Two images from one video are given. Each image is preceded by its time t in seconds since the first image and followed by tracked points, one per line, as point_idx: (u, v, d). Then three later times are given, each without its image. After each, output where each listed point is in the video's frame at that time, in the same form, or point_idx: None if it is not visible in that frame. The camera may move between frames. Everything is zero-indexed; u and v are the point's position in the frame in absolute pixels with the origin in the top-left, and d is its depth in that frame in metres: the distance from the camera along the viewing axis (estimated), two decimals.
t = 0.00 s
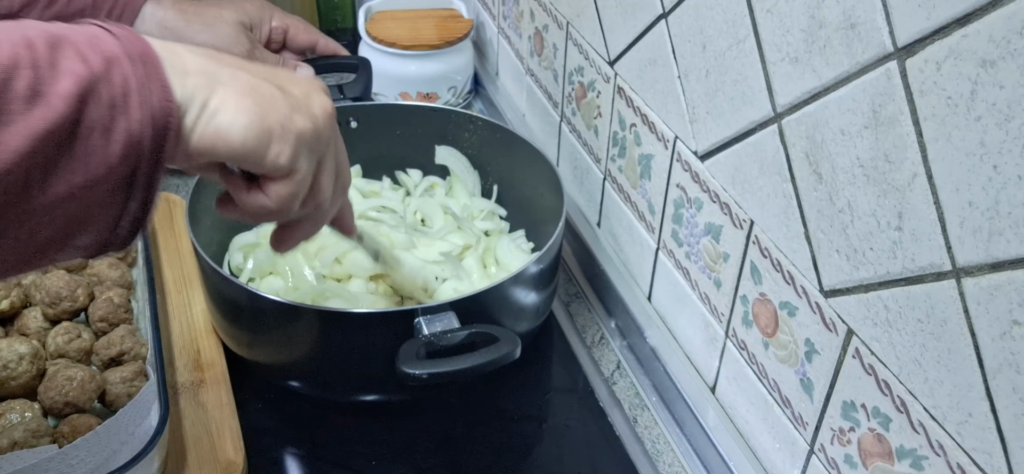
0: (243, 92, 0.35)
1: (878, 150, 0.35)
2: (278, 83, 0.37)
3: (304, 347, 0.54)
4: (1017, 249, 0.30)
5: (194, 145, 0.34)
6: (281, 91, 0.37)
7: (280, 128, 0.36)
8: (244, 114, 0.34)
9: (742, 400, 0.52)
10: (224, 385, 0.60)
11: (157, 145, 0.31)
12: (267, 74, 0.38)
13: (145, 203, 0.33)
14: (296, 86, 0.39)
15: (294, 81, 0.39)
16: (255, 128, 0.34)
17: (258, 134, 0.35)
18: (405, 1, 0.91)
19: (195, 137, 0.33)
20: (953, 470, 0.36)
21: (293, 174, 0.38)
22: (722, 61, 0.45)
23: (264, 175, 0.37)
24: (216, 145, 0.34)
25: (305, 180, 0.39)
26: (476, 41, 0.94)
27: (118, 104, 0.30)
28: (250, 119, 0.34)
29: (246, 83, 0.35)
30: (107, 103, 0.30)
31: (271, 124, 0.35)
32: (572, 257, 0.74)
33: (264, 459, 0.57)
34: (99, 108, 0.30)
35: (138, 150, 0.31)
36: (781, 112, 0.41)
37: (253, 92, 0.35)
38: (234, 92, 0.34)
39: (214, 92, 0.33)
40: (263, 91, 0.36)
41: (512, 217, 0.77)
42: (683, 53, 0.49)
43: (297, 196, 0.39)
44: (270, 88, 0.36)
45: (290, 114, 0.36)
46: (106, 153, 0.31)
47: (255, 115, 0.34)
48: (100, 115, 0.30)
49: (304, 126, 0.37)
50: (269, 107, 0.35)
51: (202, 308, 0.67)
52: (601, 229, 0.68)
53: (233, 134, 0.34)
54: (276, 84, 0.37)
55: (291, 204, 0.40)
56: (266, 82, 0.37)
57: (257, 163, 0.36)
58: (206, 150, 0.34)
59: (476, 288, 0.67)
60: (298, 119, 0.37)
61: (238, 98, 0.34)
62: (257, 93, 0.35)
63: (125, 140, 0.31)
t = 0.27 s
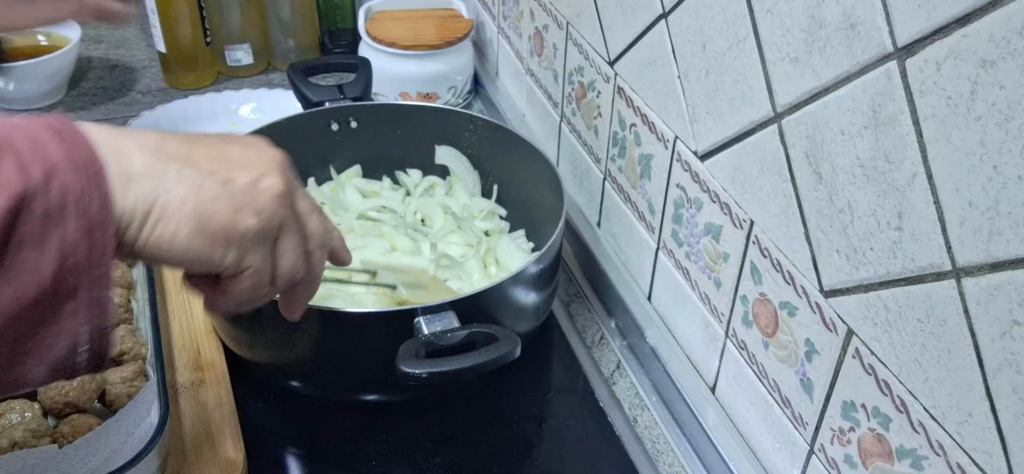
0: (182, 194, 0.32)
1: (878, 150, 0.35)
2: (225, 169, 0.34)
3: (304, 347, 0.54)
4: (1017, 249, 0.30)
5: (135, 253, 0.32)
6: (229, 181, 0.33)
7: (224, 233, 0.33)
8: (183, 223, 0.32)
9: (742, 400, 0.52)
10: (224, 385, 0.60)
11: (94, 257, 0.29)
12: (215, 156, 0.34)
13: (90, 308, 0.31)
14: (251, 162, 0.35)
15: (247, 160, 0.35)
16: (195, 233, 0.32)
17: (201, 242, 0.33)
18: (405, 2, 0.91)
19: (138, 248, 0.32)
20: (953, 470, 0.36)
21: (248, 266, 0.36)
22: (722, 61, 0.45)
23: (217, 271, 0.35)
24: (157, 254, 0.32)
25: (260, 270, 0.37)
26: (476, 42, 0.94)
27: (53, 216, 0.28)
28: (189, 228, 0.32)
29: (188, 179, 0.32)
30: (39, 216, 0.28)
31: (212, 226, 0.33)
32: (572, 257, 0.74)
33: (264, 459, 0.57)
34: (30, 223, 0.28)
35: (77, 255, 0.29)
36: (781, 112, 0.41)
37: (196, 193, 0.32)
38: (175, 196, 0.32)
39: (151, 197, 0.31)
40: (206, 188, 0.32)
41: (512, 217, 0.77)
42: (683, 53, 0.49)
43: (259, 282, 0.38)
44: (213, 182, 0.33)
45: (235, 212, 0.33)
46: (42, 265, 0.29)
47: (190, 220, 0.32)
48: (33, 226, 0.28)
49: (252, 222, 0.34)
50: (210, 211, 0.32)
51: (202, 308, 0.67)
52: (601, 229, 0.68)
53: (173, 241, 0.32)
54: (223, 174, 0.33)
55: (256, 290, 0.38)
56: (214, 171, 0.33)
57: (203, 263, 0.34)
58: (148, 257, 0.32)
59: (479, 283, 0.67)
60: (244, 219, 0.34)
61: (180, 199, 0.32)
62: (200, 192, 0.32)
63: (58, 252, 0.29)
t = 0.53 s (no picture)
0: (124, 247, 0.35)
1: (878, 150, 0.35)
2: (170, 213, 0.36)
3: (304, 346, 0.53)
4: (1017, 249, 0.30)
5: (83, 300, 0.36)
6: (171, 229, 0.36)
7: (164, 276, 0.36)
8: (125, 273, 0.35)
9: (742, 400, 0.52)
10: (224, 385, 0.60)
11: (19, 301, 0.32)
12: (163, 198, 0.37)
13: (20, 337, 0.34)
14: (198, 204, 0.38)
15: (193, 198, 0.38)
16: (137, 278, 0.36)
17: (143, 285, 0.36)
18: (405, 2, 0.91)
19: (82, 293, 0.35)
20: (953, 470, 0.36)
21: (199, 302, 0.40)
22: (722, 61, 0.45)
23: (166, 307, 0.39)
24: (100, 299, 0.36)
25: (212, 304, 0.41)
26: (476, 42, 0.94)
27: None
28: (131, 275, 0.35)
29: (131, 231, 0.35)
30: None
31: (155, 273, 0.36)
32: (572, 257, 0.74)
33: (264, 459, 0.57)
34: None
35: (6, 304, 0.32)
36: (781, 112, 0.41)
37: (136, 244, 0.35)
38: (120, 246, 0.35)
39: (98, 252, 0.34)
40: (145, 238, 0.35)
41: (512, 217, 0.77)
42: (683, 53, 0.49)
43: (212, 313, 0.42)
44: (156, 230, 0.36)
45: (174, 259, 0.36)
46: None
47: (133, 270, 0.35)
48: None
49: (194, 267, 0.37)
50: (151, 260, 0.36)
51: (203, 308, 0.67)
52: (601, 229, 0.68)
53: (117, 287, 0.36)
54: (166, 218, 0.36)
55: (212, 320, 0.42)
56: (157, 217, 0.36)
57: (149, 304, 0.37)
58: (98, 301, 0.36)
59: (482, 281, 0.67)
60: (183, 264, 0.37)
61: (121, 251, 0.35)
62: (142, 243, 0.35)
63: None
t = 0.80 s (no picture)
0: (167, 189, 0.33)
1: (878, 150, 0.35)
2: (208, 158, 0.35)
3: (304, 347, 0.54)
4: (1017, 249, 0.30)
5: (126, 251, 0.33)
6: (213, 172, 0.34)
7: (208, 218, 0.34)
8: (172, 217, 0.33)
9: (742, 400, 0.52)
10: (224, 385, 0.60)
11: (69, 255, 0.30)
12: (199, 147, 0.35)
13: (70, 296, 0.32)
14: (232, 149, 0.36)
15: (233, 145, 0.36)
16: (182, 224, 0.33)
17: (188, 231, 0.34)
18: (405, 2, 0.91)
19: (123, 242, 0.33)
20: (953, 470, 0.36)
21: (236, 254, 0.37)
22: (722, 61, 0.45)
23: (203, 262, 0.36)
24: (144, 249, 0.33)
25: (246, 259, 0.38)
26: (476, 42, 0.95)
27: (25, 216, 0.28)
28: (177, 218, 0.33)
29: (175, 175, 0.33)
30: (11, 214, 0.28)
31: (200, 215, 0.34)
32: (572, 257, 0.74)
33: (264, 459, 0.57)
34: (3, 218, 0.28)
35: (49, 255, 0.30)
36: (781, 112, 0.41)
37: (179, 185, 0.33)
38: (166, 190, 0.33)
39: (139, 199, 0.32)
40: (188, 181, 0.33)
41: (512, 217, 0.77)
42: (683, 53, 0.49)
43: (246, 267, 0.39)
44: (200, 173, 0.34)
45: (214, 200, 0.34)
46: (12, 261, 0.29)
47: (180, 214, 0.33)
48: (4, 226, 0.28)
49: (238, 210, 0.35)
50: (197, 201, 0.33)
51: (202, 308, 0.67)
52: (601, 229, 0.68)
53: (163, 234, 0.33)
54: (207, 163, 0.34)
55: (240, 275, 0.40)
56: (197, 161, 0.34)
57: (192, 253, 0.35)
58: (139, 252, 0.34)
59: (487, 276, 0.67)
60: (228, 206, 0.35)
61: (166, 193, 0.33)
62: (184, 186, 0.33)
63: (32, 248, 0.29)
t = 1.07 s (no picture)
0: (242, 184, 0.32)
1: (878, 150, 0.35)
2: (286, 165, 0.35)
3: (304, 347, 0.53)
4: (1017, 249, 0.30)
5: (195, 242, 0.32)
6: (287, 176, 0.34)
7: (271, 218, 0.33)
8: (241, 209, 0.32)
9: (742, 400, 0.52)
10: (224, 385, 0.60)
11: (152, 235, 0.30)
12: (281, 155, 0.35)
13: (141, 283, 0.31)
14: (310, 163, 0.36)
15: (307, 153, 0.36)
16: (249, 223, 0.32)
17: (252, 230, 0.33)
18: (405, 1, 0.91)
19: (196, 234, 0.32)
20: (953, 470, 0.36)
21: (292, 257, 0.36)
22: (722, 61, 0.45)
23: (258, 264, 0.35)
24: (212, 242, 0.32)
25: (306, 263, 0.36)
26: (476, 42, 0.95)
27: (118, 192, 0.29)
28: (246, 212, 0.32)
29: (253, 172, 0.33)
30: (106, 190, 0.29)
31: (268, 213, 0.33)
32: (572, 257, 0.74)
33: (264, 459, 0.57)
34: (99, 194, 0.29)
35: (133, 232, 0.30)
36: (781, 112, 0.41)
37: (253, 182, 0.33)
38: (240, 186, 0.32)
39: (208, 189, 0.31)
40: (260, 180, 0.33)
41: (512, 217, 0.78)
42: (683, 53, 0.49)
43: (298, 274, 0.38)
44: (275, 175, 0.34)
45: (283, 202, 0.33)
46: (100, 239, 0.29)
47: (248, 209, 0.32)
48: (98, 200, 0.29)
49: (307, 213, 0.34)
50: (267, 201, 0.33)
51: (202, 308, 0.67)
52: (601, 229, 0.68)
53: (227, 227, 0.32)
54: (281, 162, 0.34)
55: (296, 278, 0.38)
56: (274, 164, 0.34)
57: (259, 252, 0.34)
58: (203, 243, 0.32)
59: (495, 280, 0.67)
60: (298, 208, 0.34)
61: (243, 187, 0.32)
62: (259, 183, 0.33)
63: (121, 225, 0.29)
